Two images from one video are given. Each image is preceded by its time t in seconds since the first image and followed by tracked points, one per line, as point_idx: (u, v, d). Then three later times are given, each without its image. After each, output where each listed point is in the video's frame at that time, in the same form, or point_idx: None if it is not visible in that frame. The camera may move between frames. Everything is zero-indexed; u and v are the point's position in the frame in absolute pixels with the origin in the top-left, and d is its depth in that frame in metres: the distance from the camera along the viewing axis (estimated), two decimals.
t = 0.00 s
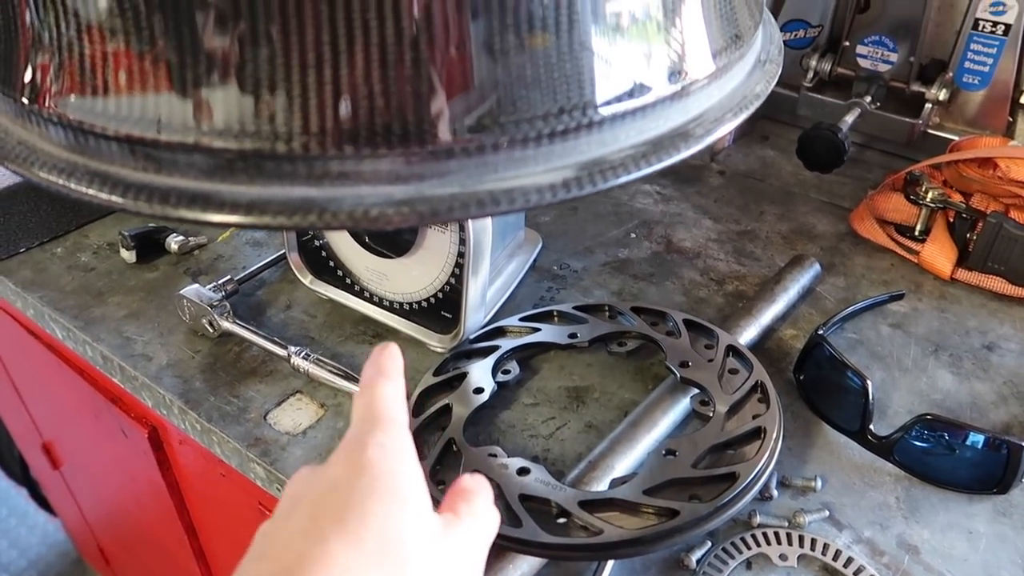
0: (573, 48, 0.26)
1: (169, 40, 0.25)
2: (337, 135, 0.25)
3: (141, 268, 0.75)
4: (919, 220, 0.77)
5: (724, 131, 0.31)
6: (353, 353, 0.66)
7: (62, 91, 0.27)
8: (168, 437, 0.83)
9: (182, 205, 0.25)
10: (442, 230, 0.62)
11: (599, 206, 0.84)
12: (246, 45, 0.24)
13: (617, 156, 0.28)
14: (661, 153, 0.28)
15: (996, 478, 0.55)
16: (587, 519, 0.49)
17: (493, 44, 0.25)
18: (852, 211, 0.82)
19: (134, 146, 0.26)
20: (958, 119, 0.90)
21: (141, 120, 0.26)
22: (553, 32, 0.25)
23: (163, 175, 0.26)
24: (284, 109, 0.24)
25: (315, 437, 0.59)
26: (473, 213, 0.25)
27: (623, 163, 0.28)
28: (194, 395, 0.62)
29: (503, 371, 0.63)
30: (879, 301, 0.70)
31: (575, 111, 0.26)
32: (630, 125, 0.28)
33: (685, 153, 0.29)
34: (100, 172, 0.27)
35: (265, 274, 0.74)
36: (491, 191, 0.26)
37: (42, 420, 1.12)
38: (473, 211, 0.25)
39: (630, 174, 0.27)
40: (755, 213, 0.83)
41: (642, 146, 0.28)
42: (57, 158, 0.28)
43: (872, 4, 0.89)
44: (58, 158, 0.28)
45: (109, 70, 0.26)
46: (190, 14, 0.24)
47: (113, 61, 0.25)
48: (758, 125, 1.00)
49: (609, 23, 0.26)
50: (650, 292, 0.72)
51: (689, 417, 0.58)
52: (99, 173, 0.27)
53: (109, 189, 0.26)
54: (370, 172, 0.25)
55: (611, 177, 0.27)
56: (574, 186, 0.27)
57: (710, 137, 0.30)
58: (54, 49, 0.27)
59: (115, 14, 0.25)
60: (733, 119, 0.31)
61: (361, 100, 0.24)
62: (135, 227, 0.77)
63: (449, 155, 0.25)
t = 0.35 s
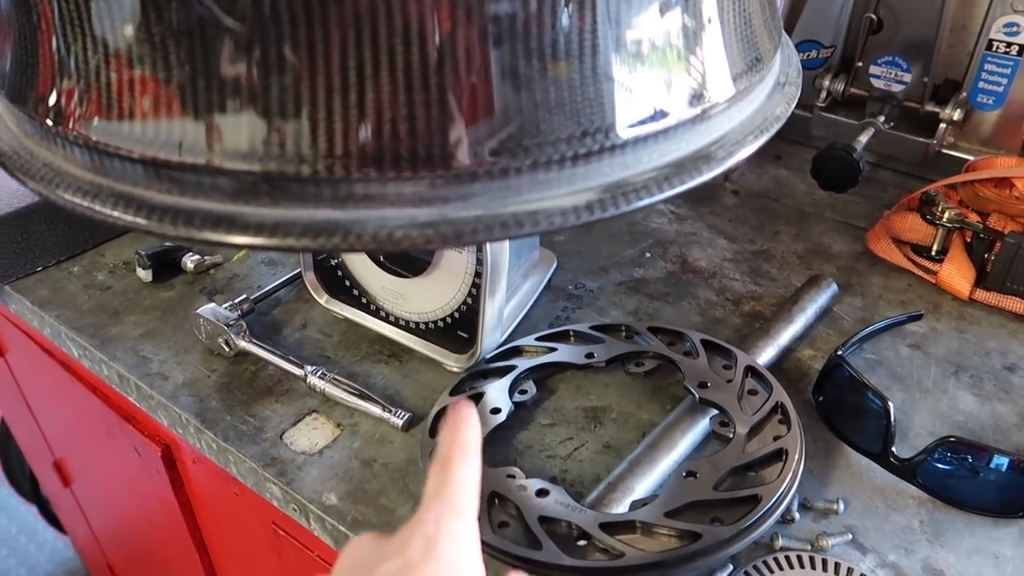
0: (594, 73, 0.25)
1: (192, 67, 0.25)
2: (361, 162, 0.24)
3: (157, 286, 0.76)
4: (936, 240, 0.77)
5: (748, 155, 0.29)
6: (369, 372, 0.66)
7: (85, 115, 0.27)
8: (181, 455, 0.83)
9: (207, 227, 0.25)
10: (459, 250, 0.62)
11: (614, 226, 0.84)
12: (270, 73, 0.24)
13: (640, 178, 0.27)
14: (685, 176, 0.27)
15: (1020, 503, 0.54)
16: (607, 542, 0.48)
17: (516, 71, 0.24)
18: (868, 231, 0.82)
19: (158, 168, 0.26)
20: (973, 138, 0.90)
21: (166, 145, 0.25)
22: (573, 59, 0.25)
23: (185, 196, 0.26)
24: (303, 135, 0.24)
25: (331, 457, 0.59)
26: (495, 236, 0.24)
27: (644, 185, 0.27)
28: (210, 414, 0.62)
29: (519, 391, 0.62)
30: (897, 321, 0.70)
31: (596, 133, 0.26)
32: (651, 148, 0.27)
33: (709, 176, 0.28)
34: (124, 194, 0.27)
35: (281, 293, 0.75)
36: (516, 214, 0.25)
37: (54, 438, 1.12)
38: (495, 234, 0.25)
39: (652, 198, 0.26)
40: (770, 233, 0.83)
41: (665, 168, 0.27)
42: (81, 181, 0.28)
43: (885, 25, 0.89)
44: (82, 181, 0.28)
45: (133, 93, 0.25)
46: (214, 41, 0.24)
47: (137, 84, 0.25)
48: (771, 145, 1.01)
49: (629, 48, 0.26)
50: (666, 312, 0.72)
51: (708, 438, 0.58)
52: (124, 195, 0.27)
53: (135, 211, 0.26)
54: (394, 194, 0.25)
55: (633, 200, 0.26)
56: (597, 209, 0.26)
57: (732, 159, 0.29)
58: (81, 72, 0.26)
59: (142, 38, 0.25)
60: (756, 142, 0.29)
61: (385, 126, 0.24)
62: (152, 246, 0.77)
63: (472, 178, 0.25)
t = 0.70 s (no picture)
0: (596, 85, 0.26)
1: (196, 69, 0.25)
2: (365, 166, 0.25)
3: (162, 282, 0.76)
4: (936, 241, 0.77)
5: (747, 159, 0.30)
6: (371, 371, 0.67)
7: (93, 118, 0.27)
8: (185, 450, 0.84)
9: (214, 228, 0.25)
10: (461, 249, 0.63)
11: (616, 225, 0.85)
12: (272, 80, 0.24)
13: (640, 184, 0.27)
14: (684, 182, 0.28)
15: (1014, 504, 0.55)
16: (604, 542, 0.49)
17: (519, 78, 0.25)
18: (869, 232, 0.82)
19: (163, 170, 0.26)
20: (976, 138, 0.90)
21: (170, 146, 0.26)
22: (573, 68, 0.26)
23: (193, 200, 0.26)
24: (306, 138, 0.25)
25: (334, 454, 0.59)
26: (498, 240, 0.25)
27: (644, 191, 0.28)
28: (214, 411, 0.63)
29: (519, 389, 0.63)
30: (896, 323, 0.70)
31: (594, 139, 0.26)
32: (652, 154, 0.28)
33: (708, 181, 0.28)
34: (131, 197, 0.27)
35: (284, 290, 0.75)
36: (517, 218, 0.26)
37: (60, 430, 1.14)
38: (497, 238, 0.25)
39: (651, 203, 0.27)
40: (771, 232, 0.83)
41: (664, 173, 0.28)
42: (89, 183, 0.28)
43: (890, 25, 0.90)
44: (91, 182, 0.28)
45: (140, 97, 0.26)
46: (213, 51, 0.24)
47: (144, 90, 0.26)
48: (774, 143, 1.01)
49: (633, 59, 0.27)
50: (667, 311, 0.73)
51: (705, 439, 0.58)
52: (131, 198, 0.27)
53: (142, 212, 0.26)
54: (397, 199, 0.25)
55: (633, 205, 0.27)
56: (598, 214, 0.26)
57: (731, 165, 0.29)
58: (86, 77, 0.27)
59: (149, 45, 0.25)
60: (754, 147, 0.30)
61: (388, 131, 0.25)
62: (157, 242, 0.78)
63: (475, 182, 0.25)
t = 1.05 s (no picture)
0: (614, 220, 0.37)
1: (246, 223, 0.35)
2: (417, 279, 0.35)
3: (199, 350, 0.81)
4: (931, 307, 0.82)
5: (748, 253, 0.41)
6: (399, 436, 0.71)
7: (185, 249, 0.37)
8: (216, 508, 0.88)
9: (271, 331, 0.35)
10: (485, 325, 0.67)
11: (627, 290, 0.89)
12: (313, 225, 0.35)
13: (653, 286, 0.38)
14: (691, 282, 0.39)
15: (1007, 566, 0.60)
16: None
17: (546, 222, 0.36)
18: (868, 297, 0.86)
19: (220, 276, 0.37)
20: (967, 205, 0.96)
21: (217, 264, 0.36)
22: (599, 210, 0.36)
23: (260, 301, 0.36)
24: (376, 254, 0.35)
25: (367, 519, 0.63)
26: (529, 339, 0.36)
27: (658, 289, 0.39)
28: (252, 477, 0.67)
29: (541, 456, 0.67)
30: (895, 388, 0.74)
31: (620, 262, 0.37)
32: (664, 259, 0.39)
33: (715, 278, 0.40)
34: (199, 299, 0.37)
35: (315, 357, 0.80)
36: (544, 319, 0.36)
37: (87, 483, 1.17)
38: (529, 334, 0.36)
39: (665, 300, 0.38)
40: (775, 297, 0.88)
41: (676, 272, 0.39)
42: (160, 285, 0.38)
43: (882, 100, 0.94)
44: (162, 287, 0.38)
45: (256, 240, 0.35)
46: (268, 205, 0.35)
47: (261, 236, 0.35)
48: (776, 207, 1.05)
49: (653, 201, 0.38)
50: (677, 377, 0.77)
51: (716, 505, 0.62)
52: (198, 300, 0.37)
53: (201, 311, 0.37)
54: (439, 304, 0.36)
55: (647, 304, 0.38)
56: (618, 313, 0.37)
57: (736, 262, 0.41)
58: (145, 212, 0.38)
59: (210, 200, 0.36)
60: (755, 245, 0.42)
61: (432, 254, 0.35)
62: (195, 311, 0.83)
63: (508, 290, 0.36)
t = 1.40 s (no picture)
0: (633, 297, 0.43)
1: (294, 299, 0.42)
2: (455, 349, 0.41)
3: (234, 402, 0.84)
4: (941, 366, 0.84)
5: (757, 320, 0.48)
6: (426, 489, 0.74)
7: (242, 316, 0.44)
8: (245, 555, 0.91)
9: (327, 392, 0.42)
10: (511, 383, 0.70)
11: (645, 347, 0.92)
12: (356, 297, 0.41)
13: (675, 351, 0.44)
14: (706, 347, 0.45)
15: None
16: None
17: (574, 299, 0.42)
18: (879, 356, 0.89)
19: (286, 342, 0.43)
20: (975, 267, 1.00)
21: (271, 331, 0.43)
22: (621, 290, 0.43)
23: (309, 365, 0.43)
24: (423, 326, 0.41)
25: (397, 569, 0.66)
26: (558, 401, 0.41)
27: (677, 355, 0.45)
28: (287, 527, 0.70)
29: (563, 509, 0.70)
30: (906, 447, 0.77)
31: (645, 331, 0.44)
32: (681, 328, 0.45)
33: (728, 345, 0.46)
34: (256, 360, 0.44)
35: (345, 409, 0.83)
36: (573, 383, 0.42)
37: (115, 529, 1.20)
38: (558, 398, 0.42)
39: (682, 365, 0.44)
40: (788, 356, 0.91)
41: (695, 340, 0.45)
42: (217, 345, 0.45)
43: (889, 166, 0.99)
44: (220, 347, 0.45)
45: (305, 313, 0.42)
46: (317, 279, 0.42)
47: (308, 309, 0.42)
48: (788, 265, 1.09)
49: (675, 280, 0.44)
50: (694, 434, 0.80)
51: (733, 560, 0.64)
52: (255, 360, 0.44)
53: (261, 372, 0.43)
54: (477, 368, 0.42)
55: (669, 369, 0.43)
56: (640, 377, 0.43)
57: (749, 329, 0.47)
58: (204, 279, 0.45)
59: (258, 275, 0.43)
60: (766, 313, 0.48)
61: (468, 324, 0.41)
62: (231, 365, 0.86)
63: (540, 356, 0.42)
